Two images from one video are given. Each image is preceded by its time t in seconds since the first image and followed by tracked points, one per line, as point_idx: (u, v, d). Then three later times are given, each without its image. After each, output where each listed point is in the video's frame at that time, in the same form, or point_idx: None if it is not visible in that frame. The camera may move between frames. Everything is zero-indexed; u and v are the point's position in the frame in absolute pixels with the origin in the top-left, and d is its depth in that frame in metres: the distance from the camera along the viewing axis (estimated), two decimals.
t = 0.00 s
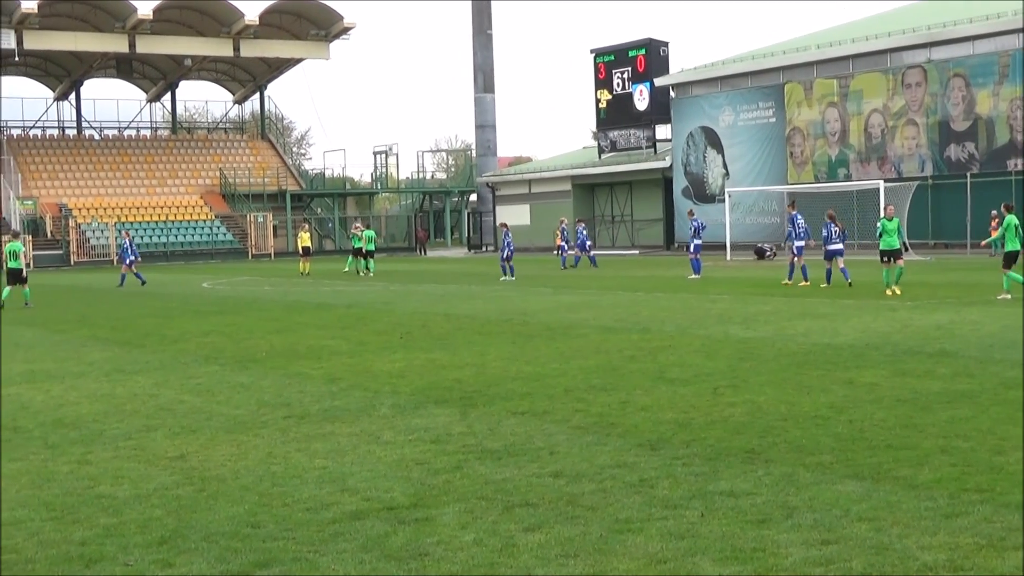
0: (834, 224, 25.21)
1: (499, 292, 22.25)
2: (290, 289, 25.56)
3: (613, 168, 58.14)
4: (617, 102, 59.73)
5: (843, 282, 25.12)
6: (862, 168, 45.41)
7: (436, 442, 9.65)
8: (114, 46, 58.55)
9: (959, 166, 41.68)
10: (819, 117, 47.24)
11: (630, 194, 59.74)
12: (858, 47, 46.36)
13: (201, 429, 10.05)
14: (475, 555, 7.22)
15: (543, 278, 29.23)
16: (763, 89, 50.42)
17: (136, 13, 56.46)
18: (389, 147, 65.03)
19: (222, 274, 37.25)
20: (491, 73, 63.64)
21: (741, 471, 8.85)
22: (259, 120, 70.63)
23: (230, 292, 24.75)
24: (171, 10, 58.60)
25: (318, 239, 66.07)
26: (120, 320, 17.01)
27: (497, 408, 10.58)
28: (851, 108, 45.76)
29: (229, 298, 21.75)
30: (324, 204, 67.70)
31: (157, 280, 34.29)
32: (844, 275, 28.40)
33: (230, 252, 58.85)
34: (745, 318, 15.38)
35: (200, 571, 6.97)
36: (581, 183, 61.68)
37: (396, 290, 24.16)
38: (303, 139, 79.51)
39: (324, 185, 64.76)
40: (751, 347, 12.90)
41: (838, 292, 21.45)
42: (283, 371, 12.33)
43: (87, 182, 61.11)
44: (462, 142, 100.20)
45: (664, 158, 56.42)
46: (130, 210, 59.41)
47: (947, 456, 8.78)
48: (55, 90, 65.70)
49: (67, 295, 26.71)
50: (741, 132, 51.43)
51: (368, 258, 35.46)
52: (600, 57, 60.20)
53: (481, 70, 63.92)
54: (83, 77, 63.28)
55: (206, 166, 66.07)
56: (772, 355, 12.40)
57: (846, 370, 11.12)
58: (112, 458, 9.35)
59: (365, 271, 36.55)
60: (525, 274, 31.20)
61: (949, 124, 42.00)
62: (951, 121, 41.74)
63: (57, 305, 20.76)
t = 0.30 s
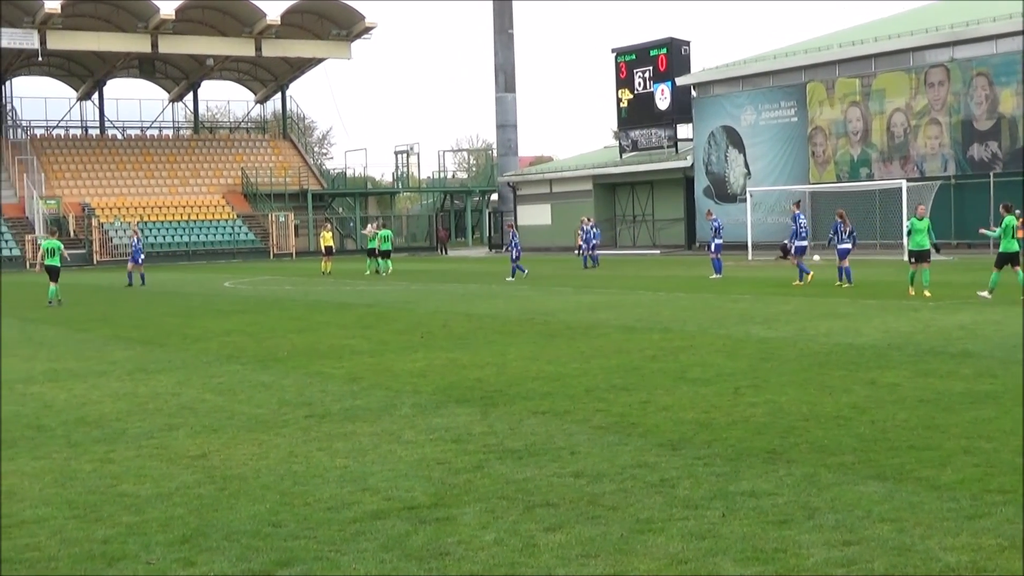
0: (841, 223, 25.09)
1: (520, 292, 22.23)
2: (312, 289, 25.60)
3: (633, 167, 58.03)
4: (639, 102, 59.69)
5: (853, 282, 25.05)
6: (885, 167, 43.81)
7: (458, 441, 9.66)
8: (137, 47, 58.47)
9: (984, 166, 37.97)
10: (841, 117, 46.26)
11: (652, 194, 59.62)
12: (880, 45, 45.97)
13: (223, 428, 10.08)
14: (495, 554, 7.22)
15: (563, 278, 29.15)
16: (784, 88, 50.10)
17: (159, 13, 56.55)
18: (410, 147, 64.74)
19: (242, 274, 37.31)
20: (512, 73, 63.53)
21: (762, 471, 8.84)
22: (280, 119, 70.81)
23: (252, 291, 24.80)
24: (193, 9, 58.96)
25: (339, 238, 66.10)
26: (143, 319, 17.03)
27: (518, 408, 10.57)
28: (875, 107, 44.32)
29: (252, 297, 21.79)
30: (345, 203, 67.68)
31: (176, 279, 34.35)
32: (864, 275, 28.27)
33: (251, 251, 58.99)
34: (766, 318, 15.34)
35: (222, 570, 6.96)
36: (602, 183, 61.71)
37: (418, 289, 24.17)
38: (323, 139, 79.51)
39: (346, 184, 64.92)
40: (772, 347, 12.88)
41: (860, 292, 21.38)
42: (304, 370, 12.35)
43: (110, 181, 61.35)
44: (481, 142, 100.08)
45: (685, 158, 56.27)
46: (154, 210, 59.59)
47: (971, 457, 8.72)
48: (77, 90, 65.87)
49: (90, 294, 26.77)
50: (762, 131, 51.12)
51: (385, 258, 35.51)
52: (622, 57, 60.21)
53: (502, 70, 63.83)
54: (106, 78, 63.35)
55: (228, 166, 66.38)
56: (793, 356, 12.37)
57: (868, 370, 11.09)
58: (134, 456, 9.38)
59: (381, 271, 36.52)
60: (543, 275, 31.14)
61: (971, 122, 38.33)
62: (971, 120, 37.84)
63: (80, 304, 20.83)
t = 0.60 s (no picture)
0: (846, 223, 25.08)
1: (536, 292, 22.22)
2: (327, 289, 25.58)
3: (647, 167, 57.96)
4: (654, 101, 59.70)
5: (858, 282, 25.02)
6: (901, 167, 43.27)
7: (472, 441, 9.66)
8: (153, 47, 58.50)
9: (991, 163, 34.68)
10: (857, 116, 46.03)
11: (667, 193, 59.61)
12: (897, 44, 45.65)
13: (238, 428, 10.09)
14: (510, 554, 7.21)
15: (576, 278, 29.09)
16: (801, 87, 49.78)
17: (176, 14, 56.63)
18: (425, 147, 64.87)
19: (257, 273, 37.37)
20: (527, 72, 63.55)
21: (777, 472, 8.82)
22: (296, 119, 70.90)
23: (267, 291, 24.84)
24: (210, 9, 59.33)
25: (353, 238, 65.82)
26: (159, 319, 17.10)
27: (532, 408, 10.57)
28: (891, 107, 43.69)
29: (267, 297, 21.79)
30: (360, 203, 67.72)
31: (189, 279, 34.42)
32: (879, 275, 28.19)
33: (266, 251, 59.47)
34: (781, 319, 15.32)
35: (237, 570, 6.97)
36: (618, 183, 61.60)
37: (433, 289, 24.16)
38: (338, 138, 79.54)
39: (361, 184, 65.15)
40: (787, 347, 12.86)
41: (876, 292, 21.32)
42: (319, 370, 12.36)
43: (127, 180, 61.18)
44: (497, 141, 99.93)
45: (700, 157, 56.18)
46: (170, 209, 59.17)
47: (986, 458, 8.69)
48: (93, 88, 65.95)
49: (105, 294, 26.82)
50: (778, 131, 50.94)
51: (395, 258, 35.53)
52: (637, 57, 60.26)
53: (517, 70, 63.86)
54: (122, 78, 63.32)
55: (244, 166, 66.18)
56: (809, 355, 12.35)
57: (884, 371, 11.07)
58: (149, 456, 9.40)
59: (394, 270, 36.58)
60: (556, 276, 31.10)
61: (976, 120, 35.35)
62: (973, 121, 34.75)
63: (96, 304, 20.88)
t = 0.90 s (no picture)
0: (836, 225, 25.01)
1: (537, 293, 22.22)
2: (327, 290, 25.54)
3: (649, 168, 57.90)
4: (654, 101, 59.69)
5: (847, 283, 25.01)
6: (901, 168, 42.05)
7: (472, 442, 9.66)
8: (153, 48, 58.74)
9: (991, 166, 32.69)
10: (858, 117, 45.73)
11: (668, 194, 59.62)
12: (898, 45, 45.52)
13: (238, 429, 10.08)
14: (511, 555, 7.21)
15: (575, 279, 29.08)
16: (802, 88, 49.63)
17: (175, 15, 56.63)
18: (426, 147, 64.82)
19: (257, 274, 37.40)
20: (527, 73, 63.56)
21: (778, 472, 8.83)
22: (297, 120, 70.83)
23: (267, 292, 24.90)
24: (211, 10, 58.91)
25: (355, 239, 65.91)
26: (160, 320, 17.13)
27: (533, 408, 10.56)
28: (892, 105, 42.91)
29: (268, 298, 21.80)
30: (361, 204, 67.54)
31: (188, 280, 34.44)
32: (880, 276, 28.17)
33: (267, 251, 59.41)
34: (783, 319, 15.33)
35: (238, 570, 6.97)
36: (618, 184, 61.64)
37: (435, 290, 24.20)
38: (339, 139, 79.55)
39: (362, 185, 64.90)
40: (788, 348, 12.86)
41: (877, 292, 21.33)
42: (320, 371, 12.35)
43: (128, 182, 61.40)
44: (499, 141, 99.88)
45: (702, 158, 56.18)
46: (170, 210, 59.63)
47: (987, 459, 8.67)
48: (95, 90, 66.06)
49: (104, 294, 26.86)
50: (778, 132, 50.91)
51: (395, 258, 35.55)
52: (638, 57, 60.29)
53: (518, 70, 63.89)
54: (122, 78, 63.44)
55: (245, 166, 66.43)
56: (810, 356, 12.35)
57: (885, 372, 11.06)
58: (150, 456, 9.40)
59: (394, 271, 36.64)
60: (554, 277, 31.09)
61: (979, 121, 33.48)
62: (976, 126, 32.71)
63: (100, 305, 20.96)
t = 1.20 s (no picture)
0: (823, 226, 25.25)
1: (539, 293, 22.22)
2: (329, 290, 25.56)
3: (651, 168, 57.88)
4: (656, 102, 59.65)
5: (833, 283, 25.34)
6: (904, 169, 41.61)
7: (474, 442, 9.65)
8: (156, 49, 58.81)
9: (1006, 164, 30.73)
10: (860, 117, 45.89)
11: (669, 194, 59.68)
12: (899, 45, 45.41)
13: (239, 429, 10.07)
14: (513, 555, 7.22)
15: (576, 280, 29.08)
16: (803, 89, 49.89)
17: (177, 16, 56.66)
18: (428, 148, 64.87)
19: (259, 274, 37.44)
20: (529, 73, 63.53)
21: (779, 473, 8.83)
22: (299, 120, 70.75)
23: (268, 292, 24.93)
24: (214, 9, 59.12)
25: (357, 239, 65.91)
26: (162, 320, 17.15)
27: (535, 408, 10.56)
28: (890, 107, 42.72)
29: (271, 298, 21.84)
30: (363, 205, 67.48)
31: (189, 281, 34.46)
32: (882, 277, 28.17)
33: (269, 251, 59.45)
34: (784, 319, 15.34)
35: (240, 571, 6.96)
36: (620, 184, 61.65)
37: (437, 290, 24.25)
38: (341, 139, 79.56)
39: (364, 185, 64.70)
40: (790, 348, 12.86)
41: (878, 293, 21.34)
42: (321, 371, 12.35)
43: (129, 182, 61.45)
44: (501, 142, 99.78)
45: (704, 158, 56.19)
46: (172, 211, 59.88)
47: (988, 460, 8.66)
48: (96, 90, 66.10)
49: (106, 295, 26.88)
50: (780, 132, 50.90)
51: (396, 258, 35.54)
52: (639, 57, 60.25)
53: (520, 71, 63.85)
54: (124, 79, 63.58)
55: (246, 166, 66.41)
56: (811, 356, 12.35)
57: (885, 373, 11.05)
58: (152, 456, 9.39)
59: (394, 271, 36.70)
60: (554, 278, 31.15)
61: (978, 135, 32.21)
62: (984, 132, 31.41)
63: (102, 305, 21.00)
